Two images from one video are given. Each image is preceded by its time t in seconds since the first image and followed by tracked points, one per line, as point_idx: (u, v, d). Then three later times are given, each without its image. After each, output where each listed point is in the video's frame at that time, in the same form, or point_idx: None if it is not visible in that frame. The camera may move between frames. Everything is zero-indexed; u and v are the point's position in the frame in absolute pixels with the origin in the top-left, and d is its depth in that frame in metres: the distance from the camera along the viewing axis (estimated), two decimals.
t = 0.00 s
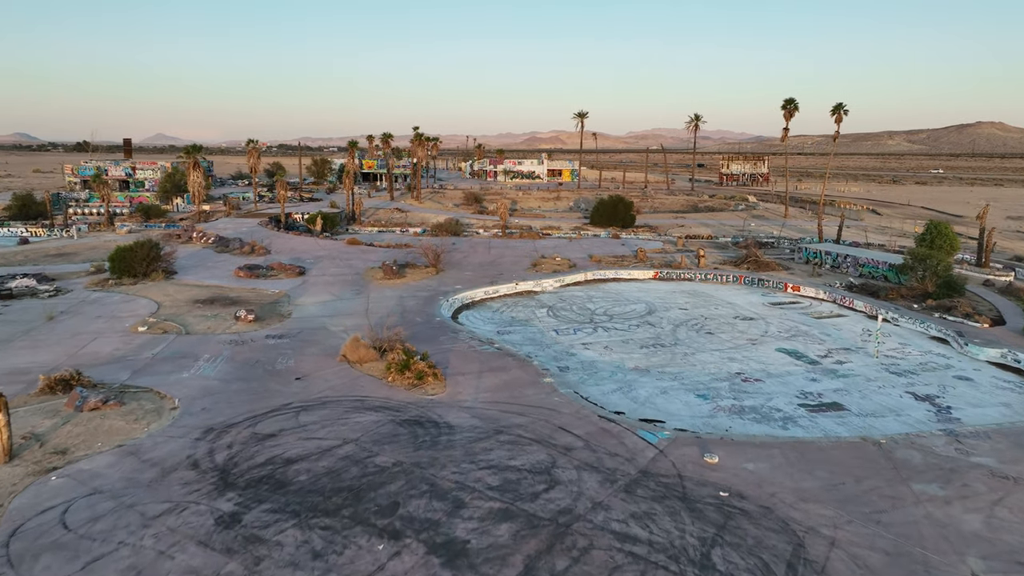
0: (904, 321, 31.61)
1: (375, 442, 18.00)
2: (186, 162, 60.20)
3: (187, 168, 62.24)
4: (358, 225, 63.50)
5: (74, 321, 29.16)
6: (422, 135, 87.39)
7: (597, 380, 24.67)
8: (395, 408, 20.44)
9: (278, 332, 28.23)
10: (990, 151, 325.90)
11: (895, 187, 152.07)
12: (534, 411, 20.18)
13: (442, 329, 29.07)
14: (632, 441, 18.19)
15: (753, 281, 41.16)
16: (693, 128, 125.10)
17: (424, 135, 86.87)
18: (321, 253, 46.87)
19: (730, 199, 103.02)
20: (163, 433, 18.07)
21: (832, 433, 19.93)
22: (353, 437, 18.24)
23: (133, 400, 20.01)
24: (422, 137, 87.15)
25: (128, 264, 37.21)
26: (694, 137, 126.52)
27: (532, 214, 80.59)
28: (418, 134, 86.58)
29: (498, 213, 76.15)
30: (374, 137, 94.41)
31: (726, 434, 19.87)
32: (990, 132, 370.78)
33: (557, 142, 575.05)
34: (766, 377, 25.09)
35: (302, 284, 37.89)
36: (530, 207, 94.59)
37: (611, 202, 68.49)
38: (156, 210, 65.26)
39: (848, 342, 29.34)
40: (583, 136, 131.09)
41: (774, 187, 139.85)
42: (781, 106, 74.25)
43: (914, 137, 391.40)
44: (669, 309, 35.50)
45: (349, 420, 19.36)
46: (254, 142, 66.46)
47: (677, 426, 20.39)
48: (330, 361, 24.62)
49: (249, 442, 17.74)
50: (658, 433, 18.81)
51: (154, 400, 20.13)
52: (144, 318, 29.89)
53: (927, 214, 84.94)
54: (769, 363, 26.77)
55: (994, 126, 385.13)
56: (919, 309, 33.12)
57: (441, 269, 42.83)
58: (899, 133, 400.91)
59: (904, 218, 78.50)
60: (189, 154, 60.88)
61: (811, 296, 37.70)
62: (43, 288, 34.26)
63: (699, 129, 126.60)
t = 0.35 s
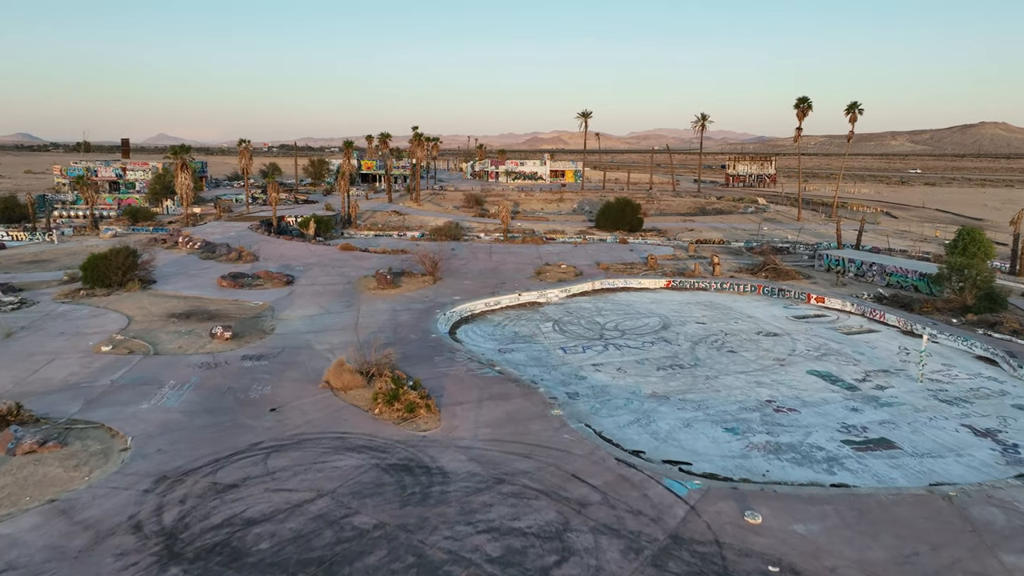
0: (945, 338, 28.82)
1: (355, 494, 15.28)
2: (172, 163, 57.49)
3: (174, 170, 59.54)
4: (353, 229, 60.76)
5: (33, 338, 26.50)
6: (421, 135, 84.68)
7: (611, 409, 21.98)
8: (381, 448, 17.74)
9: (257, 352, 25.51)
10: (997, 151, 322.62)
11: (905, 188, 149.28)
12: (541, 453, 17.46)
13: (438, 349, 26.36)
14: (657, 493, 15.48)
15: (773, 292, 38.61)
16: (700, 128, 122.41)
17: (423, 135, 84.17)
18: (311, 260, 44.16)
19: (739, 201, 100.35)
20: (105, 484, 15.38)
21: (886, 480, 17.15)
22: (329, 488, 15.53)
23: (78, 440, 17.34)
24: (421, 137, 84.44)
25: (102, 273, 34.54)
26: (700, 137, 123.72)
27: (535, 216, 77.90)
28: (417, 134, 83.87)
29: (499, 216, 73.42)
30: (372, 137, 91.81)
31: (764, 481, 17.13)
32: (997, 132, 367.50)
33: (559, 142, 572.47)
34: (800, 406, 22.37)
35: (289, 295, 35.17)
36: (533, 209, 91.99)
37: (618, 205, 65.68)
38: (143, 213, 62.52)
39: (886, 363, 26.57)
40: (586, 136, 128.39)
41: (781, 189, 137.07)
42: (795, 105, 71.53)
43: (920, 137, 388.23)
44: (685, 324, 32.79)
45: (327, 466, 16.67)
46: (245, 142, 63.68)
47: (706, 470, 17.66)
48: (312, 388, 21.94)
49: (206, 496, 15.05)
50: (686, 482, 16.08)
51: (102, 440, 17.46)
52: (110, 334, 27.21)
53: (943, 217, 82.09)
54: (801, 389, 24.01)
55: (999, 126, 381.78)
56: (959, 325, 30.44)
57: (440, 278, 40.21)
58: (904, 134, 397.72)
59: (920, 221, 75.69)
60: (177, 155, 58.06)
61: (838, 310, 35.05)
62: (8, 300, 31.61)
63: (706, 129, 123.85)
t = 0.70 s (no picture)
0: (994, 359, 26.03)
1: (324, 570, 12.56)
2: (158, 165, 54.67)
3: (161, 171, 56.75)
4: (348, 234, 58.11)
5: None
6: (420, 135, 81.99)
7: (628, 447, 19.27)
8: (361, 503, 15.02)
9: (229, 377, 22.80)
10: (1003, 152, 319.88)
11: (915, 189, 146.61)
12: (550, 510, 14.72)
13: (433, 373, 23.66)
14: (691, 567, 12.74)
15: (796, 304, 36.23)
16: (706, 128, 119.80)
17: (422, 135, 81.50)
18: (300, 268, 41.46)
19: (747, 204, 97.74)
20: (22, 557, 12.67)
21: (961, 545, 14.38)
22: (293, 562, 12.80)
23: (2, 496, 14.67)
24: (420, 137, 81.76)
25: (70, 284, 31.77)
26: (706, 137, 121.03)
27: (538, 219, 75.26)
28: (416, 134, 81.18)
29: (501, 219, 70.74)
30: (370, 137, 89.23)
31: (815, 546, 14.40)
32: (1002, 133, 364.53)
33: (560, 142, 569.89)
34: (843, 443, 19.62)
35: (272, 308, 32.49)
36: (536, 212, 89.41)
37: (625, 208, 62.93)
38: (130, 216, 59.75)
39: (932, 389, 23.79)
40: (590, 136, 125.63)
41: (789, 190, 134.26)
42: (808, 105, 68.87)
43: (924, 138, 385.34)
44: (704, 342, 30.04)
45: (294, 529, 13.93)
46: (235, 142, 60.88)
47: (744, 530, 14.95)
48: (286, 422, 19.22)
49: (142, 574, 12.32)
50: (725, 551, 13.36)
51: (30, 495, 14.78)
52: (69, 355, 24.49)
53: (961, 220, 79.32)
54: (841, 421, 21.26)
55: (1005, 127, 379.29)
56: (1006, 343, 27.73)
57: (437, 288, 37.54)
58: (908, 134, 394.76)
59: (938, 224, 72.96)
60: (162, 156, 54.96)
61: (868, 326, 32.53)
62: None
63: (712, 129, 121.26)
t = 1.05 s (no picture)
0: None
1: None
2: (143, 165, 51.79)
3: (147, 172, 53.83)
4: (343, 238, 55.44)
5: None
6: (420, 135, 79.31)
7: (652, 496, 16.52)
8: None
9: (195, 407, 20.06)
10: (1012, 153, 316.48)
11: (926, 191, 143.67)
12: None
13: (427, 402, 20.96)
14: None
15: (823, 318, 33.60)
16: (714, 128, 117.08)
17: (422, 135, 78.82)
18: (289, 277, 38.76)
19: (758, 207, 95.05)
20: None
21: None
22: None
23: None
24: (420, 137, 79.08)
25: (34, 296, 29.04)
26: (715, 137, 118.23)
27: (542, 223, 72.57)
28: (415, 134, 78.50)
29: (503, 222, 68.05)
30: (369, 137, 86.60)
31: None
32: (1011, 134, 360.91)
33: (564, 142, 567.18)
34: (903, 492, 16.82)
35: (255, 322, 29.79)
36: (540, 214, 86.79)
37: (634, 211, 60.15)
38: (116, 220, 56.99)
39: (992, 423, 20.98)
40: (595, 137, 122.85)
41: (798, 192, 131.31)
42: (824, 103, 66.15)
43: (931, 139, 381.85)
44: (727, 363, 27.25)
45: None
46: (226, 142, 58.12)
47: None
48: (254, 467, 16.50)
49: None
50: None
51: None
52: (20, 380, 21.76)
53: (981, 223, 76.44)
54: (895, 462, 18.45)
55: (1013, 127, 375.67)
56: None
57: (435, 299, 34.89)
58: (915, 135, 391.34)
59: (959, 228, 70.14)
60: (148, 157, 51.90)
61: (906, 344, 29.83)
62: None
63: (720, 129, 118.48)
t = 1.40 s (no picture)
0: None
1: None
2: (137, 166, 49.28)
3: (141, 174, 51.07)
4: (346, 243, 52.95)
5: None
6: (427, 135, 76.76)
7: (693, 565, 13.79)
8: None
9: (161, 445, 17.50)
10: None
11: (949, 193, 139.57)
12: None
13: (426, 439, 18.32)
14: None
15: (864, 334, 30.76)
16: (731, 128, 113.94)
17: (430, 135, 76.27)
18: (284, 286, 36.26)
19: (777, 210, 91.86)
20: None
21: None
22: None
23: None
24: (427, 137, 76.54)
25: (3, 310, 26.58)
26: (731, 137, 115.00)
27: (554, 226, 69.80)
28: (423, 133, 75.96)
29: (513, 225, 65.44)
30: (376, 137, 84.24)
31: None
32: None
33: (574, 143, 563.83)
34: (997, 563, 13.97)
35: (243, 339, 27.25)
36: (551, 217, 84.14)
37: (651, 215, 57.26)
38: (112, 222, 54.61)
39: None
40: (607, 137, 119.91)
41: (816, 194, 127.65)
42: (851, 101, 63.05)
43: (949, 139, 375.34)
44: (764, 389, 24.43)
45: None
46: (225, 142, 55.66)
47: None
48: (218, 527, 13.88)
49: None
50: None
51: None
52: None
53: (1014, 227, 72.92)
54: (978, 521, 15.59)
55: None
56: None
57: (440, 312, 32.32)
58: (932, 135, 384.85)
59: (992, 232, 66.80)
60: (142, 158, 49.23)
61: (961, 367, 26.93)
62: None
63: (737, 129, 115.31)
